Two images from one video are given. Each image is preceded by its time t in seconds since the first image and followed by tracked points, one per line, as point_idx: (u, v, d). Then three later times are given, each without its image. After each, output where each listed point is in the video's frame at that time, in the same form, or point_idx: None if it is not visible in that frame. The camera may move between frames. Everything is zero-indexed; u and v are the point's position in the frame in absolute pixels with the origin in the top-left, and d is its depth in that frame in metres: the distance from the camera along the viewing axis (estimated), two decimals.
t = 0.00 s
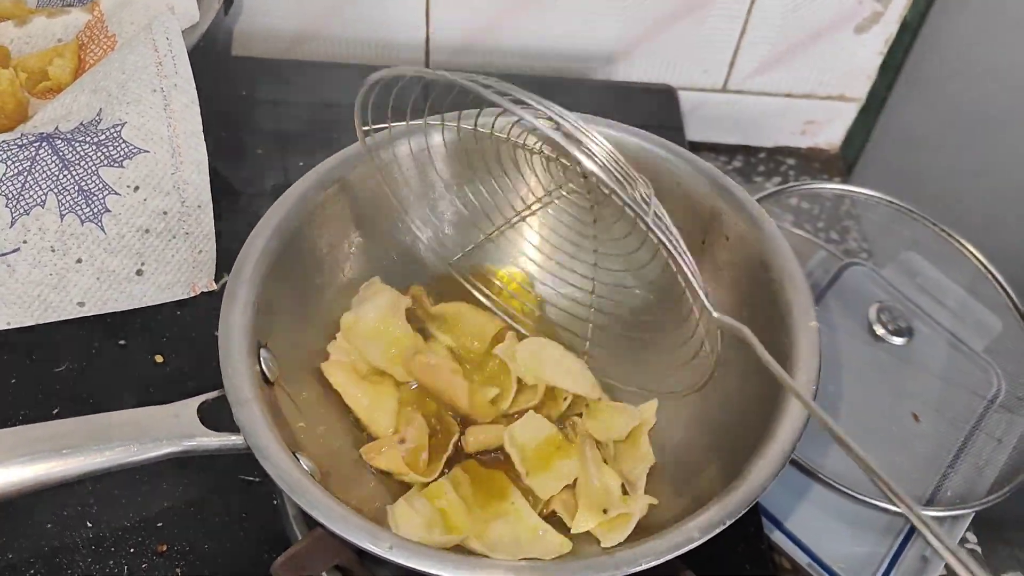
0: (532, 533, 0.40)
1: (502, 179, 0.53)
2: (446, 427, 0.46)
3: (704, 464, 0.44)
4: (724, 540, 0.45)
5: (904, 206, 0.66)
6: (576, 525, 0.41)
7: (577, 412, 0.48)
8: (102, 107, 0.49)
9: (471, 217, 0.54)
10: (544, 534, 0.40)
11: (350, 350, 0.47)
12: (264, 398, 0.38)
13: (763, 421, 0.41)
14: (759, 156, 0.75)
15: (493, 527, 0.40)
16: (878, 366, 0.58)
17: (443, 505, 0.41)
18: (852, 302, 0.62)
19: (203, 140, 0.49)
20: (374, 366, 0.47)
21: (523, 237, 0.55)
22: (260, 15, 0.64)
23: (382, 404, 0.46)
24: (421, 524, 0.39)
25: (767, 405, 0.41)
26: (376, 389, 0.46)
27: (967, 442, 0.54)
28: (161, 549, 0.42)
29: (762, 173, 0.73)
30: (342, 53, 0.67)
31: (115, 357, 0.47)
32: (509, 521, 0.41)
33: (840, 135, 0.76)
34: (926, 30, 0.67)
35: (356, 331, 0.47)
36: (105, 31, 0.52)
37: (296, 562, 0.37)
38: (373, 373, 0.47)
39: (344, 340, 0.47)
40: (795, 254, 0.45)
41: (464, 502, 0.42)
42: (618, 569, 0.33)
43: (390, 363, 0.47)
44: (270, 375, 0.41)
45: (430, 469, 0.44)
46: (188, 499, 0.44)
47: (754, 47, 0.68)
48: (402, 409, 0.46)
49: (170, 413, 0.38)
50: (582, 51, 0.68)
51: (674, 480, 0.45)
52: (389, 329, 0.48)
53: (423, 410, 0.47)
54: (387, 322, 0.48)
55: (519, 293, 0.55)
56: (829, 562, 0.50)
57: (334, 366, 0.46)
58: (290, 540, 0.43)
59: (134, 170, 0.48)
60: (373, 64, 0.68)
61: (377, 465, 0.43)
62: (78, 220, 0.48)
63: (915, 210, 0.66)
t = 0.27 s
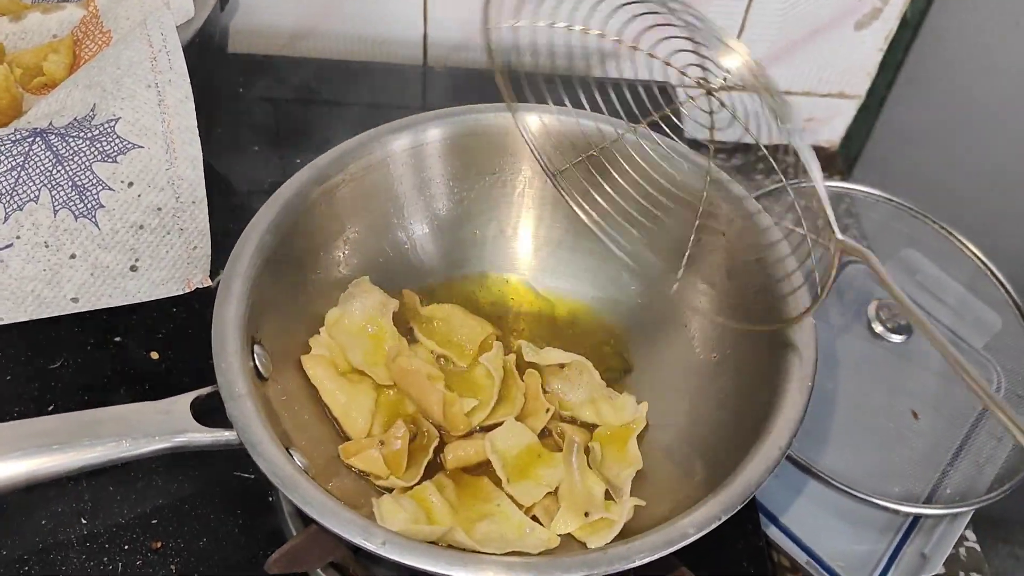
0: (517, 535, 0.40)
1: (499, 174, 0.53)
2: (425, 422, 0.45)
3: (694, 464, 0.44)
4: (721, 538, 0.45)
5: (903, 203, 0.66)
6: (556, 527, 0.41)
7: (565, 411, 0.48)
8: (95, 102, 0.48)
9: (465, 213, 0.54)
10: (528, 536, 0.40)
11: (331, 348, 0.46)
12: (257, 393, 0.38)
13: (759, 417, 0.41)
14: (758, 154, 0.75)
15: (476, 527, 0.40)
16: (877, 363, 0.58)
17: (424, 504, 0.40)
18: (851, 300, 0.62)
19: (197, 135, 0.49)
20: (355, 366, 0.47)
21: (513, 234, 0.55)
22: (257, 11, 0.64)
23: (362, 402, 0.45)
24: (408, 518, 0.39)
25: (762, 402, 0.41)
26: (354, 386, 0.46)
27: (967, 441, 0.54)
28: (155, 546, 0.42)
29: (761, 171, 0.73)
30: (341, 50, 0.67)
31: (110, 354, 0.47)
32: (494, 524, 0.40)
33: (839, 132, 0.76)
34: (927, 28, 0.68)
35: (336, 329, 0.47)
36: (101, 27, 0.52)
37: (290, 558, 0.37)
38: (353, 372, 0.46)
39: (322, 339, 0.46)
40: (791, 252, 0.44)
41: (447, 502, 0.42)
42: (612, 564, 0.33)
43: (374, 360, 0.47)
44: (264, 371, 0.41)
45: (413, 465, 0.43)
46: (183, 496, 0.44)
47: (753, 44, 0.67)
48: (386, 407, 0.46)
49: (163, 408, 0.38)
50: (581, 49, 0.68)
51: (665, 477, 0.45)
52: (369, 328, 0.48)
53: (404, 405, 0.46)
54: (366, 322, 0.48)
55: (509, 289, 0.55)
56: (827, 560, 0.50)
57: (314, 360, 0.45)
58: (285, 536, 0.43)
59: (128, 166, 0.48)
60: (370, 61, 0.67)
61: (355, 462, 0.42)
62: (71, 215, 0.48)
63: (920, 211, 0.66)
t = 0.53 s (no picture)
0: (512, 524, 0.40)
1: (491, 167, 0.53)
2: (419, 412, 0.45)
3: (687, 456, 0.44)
4: (714, 530, 0.45)
5: (898, 200, 0.65)
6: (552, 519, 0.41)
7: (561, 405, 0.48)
8: (91, 96, 0.49)
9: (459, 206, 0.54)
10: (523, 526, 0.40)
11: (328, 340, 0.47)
12: (252, 385, 0.38)
13: (752, 409, 0.41)
14: (755, 150, 0.75)
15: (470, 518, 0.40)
16: (873, 358, 0.58)
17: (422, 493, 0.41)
18: (848, 294, 0.62)
19: (193, 130, 0.49)
20: (351, 359, 0.47)
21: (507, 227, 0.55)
22: (254, 9, 0.64)
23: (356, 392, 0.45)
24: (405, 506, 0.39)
25: (756, 393, 0.41)
26: (348, 379, 0.46)
27: (961, 436, 0.54)
28: (151, 539, 0.42)
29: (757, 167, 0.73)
30: (335, 47, 0.67)
31: (106, 348, 0.47)
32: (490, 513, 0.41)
33: (836, 129, 0.76)
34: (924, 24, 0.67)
35: (332, 322, 0.47)
36: (96, 22, 0.52)
37: (286, 550, 0.38)
38: (349, 365, 0.47)
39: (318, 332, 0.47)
40: (785, 246, 0.44)
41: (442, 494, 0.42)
42: (602, 553, 0.33)
43: (368, 354, 0.48)
44: (259, 364, 0.41)
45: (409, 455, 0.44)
46: (178, 488, 0.44)
47: (749, 40, 0.67)
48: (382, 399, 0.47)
49: (158, 399, 0.38)
50: (577, 46, 0.68)
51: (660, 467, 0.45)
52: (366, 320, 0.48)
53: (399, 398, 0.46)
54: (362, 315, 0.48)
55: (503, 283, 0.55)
56: (821, 552, 0.50)
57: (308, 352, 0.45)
58: (280, 529, 0.43)
59: (124, 159, 0.48)
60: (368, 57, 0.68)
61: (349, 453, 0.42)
62: (67, 209, 0.48)
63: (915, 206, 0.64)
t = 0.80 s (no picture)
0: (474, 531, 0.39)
1: (496, 169, 0.54)
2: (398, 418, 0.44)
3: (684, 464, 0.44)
4: (718, 532, 0.45)
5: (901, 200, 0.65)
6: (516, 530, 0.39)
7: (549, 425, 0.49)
8: (94, 100, 0.48)
9: (464, 210, 0.54)
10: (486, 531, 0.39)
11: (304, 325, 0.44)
12: (256, 388, 0.38)
13: (757, 411, 0.41)
14: (757, 151, 0.75)
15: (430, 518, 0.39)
16: (877, 359, 0.58)
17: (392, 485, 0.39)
18: (851, 295, 0.62)
19: (197, 133, 0.49)
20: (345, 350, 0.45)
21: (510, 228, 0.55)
22: (256, 13, 0.65)
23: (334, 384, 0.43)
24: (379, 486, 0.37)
25: (761, 396, 0.41)
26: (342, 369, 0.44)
27: (964, 438, 0.54)
28: (156, 543, 0.42)
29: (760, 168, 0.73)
30: (336, 49, 0.68)
31: (111, 352, 0.47)
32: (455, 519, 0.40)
33: (839, 130, 0.75)
34: (927, 25, 0.67)
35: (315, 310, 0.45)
36: (99, 25, 0.52)
37: (291, 553, 0.37)
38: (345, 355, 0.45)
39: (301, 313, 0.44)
40: (790, 249, 0.44)
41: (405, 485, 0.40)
42: (609, 556, 0.33)
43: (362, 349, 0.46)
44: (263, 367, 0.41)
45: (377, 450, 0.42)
46: (182, 492, 0.44)
47: (751, 41, 0.67)
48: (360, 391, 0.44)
49: (163, 403, 0.38)
50: (579, 47, 0.69)
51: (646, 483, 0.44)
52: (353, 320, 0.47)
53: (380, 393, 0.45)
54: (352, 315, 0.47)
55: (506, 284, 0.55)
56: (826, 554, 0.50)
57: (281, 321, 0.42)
58: (284, 532, 0.43)
59: (128, 163, 0.48)
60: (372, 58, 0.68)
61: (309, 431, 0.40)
62: (70, 212, 0.48)
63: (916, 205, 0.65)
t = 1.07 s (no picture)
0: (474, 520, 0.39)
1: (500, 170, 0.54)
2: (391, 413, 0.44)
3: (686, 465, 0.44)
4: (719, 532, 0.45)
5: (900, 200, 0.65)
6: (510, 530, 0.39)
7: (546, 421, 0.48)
8: (96, 102, 0.49)
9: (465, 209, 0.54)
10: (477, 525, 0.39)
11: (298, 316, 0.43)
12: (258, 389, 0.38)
13: (758, 411, 0.41)
14: (757, 151, 0.75)
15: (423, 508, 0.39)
16: (877, 358, 0.58)
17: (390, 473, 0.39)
18: (851, 295, 0.62)
19: (198, 134, 0.49)
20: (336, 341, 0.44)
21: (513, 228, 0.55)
22: (257, 15, 0.65)
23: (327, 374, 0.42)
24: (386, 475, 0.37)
25: (762, 396, 0.41)
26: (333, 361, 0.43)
27: (964, 437, 0.54)
28: (158, 543, 0.42)
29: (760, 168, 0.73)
30: (336, 50, 0.68)
31: (113, 353, 0.47)
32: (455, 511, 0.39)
33: (838, 130, 0.75)
34: (926, 25, 0.67)
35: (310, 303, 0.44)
36: (101, 27, 0.52)
37: (293, 552, 0.38)
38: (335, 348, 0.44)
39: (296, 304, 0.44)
40: (791, 251, 0.44)
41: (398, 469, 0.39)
42: (611, 557, 0.33)
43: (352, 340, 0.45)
44: (266, 368, 0.41)
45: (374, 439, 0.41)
46: (185, 492, 0.44)
47: (751, 42, 0.68)
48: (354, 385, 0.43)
49: (166, 404, 0.38)
50: (578, 48, 0.69)
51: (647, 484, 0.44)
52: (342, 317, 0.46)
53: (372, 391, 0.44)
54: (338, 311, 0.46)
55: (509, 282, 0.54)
56: (827, 553, 0.50)
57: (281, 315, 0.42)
58: (286, 532, 0.43)
59: (129, 165, 0.48)
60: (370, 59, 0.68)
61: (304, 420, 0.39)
62: (72, 214, 0.48)
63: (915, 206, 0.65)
